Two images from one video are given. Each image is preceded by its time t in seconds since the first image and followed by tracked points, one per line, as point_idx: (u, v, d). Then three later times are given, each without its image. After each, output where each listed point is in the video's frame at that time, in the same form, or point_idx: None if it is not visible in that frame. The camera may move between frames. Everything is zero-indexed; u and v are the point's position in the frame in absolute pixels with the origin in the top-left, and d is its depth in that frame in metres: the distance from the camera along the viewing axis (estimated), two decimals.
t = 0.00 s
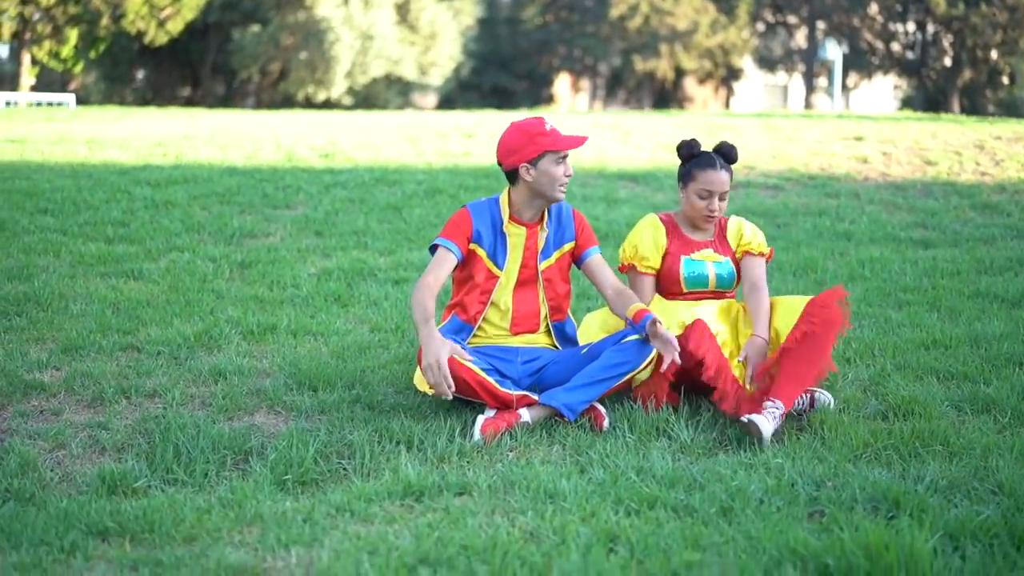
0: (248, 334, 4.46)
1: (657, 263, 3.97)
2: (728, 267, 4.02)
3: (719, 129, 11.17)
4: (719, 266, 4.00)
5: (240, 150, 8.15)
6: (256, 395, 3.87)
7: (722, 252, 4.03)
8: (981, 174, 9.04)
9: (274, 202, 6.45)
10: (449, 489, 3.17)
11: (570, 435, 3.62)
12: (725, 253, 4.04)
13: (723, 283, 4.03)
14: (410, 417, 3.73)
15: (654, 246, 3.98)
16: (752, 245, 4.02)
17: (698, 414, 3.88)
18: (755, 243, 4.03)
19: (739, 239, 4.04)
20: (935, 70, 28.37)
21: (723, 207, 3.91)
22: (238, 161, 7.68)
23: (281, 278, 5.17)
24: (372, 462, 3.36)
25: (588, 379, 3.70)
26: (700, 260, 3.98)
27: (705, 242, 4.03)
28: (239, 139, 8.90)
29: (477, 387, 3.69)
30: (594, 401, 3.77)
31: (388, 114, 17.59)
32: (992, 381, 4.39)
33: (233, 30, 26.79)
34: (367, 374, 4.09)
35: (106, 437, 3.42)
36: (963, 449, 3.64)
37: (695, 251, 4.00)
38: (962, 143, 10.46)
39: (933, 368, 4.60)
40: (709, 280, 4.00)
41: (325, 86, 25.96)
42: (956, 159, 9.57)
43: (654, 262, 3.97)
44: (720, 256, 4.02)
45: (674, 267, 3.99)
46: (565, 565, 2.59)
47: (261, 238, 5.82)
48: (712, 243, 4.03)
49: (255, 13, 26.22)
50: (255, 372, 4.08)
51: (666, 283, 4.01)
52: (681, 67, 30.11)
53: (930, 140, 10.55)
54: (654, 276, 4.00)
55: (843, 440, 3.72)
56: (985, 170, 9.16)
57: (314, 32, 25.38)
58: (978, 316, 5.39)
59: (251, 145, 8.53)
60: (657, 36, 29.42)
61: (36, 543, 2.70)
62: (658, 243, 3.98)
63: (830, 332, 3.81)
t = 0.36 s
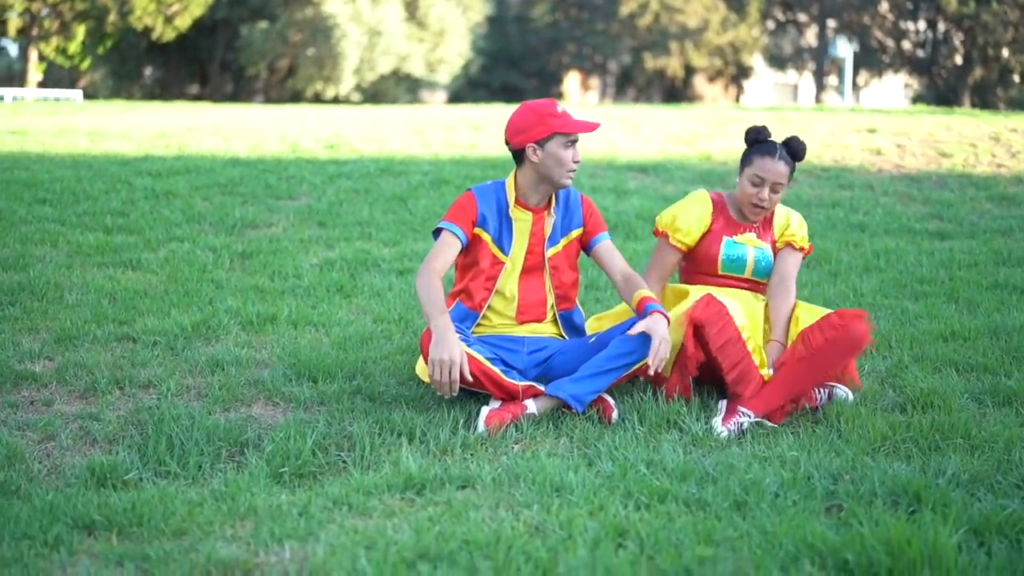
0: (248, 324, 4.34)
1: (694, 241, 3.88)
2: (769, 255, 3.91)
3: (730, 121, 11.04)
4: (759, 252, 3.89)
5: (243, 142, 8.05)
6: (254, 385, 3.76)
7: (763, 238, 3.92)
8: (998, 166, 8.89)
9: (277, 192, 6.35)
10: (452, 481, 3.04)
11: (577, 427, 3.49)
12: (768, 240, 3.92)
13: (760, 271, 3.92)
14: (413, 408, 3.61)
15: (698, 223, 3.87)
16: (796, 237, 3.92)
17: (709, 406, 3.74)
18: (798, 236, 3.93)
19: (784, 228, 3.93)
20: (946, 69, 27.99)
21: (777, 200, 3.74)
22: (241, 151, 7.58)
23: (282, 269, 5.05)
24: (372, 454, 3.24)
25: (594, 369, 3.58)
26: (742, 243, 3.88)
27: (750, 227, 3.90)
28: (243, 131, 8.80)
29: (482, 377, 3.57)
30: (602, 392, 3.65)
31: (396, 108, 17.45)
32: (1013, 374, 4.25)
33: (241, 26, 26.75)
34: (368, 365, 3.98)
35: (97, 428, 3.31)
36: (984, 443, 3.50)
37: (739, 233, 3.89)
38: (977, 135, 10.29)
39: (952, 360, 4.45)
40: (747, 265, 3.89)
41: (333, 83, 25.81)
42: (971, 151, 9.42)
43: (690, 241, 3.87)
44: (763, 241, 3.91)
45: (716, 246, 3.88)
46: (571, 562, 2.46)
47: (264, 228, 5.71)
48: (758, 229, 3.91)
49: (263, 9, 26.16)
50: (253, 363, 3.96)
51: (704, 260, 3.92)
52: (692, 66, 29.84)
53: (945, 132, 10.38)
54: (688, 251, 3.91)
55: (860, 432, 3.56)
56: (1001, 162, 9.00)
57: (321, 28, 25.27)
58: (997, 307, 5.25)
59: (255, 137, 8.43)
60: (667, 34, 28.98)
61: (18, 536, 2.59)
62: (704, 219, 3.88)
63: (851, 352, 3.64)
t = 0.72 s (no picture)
0: (248, 320, 4.21)
1: (723, 236, 3.81)
2: (811, 240, 3.64)
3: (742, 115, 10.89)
4: (794, 238, 3.65)
5: (247, 136, 7.93)
6: (255, 383, 3.62)
7: (807, 223, 3.66)
8: (1017, 161, 8.71)
9: (281, 186, 6.23)
10: (459, 484, 2.90)
11: (589, 427, 3.36)
12: (812, 226, 3.66)
13: (799, 260, 3.66)
14: (418, 407, 3.47)
15: (721, 216, 3.81)
16: (849, 223, 3.63)
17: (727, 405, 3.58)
18: (854, 221, 3.64)
19: (835, 214, 3.66)
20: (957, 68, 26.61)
21: (784, 152, 3.58)
22: (246, 146, 7.45)
23: (285, 264, 4.92)
24: (376, 455, 3.10)
25: (607, 367, 3.45)
26: (775, 231, 3.67)
27: (786, 211, 3.71)
28: (247, 125, 8.68)
29: (491, 375, 3.43)
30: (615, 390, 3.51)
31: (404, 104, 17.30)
32: None
33: (248, 24, 26.66)
34: (372, 362, 3.84)
35: (89, 428, 3.18)
36: (1015, 443, 3.33)
37: (772, 220, 3.70)
38: (995, 130, 10.11)
39: (977, 357, 4.30)
40: (783, 254, 3.67)
41: (340, 81, 25.69)
42: (989, 145, 9.24)
43: (718, 235, 3.81)
44: (802, 227, 3.66)
45: (748, 237, 3.73)
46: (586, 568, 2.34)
47: (267, 223, 5.58)
48: (795, 213, 3.69)
49: (270, 7, 26.05)
50: (254, 360, 3.83)
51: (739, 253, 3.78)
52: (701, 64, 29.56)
53: (961, 127, 10.20)
54: (724, 247, 3.84)
55: (884, 430, 3.40)
56: (1020, 157, 8.82)
57: (329, 25, 25.14)
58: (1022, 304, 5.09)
59: (260, 131, 8.31)
60: (676, 33, 28.79)
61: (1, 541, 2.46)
62: (727, 209, 3.80)
63: (884, 390, 3.52)
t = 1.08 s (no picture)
0: (237, 321, 4.08)
1: (703, 234, 3.63)
2: (797, 250, 3.48)
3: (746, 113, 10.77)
4: (780, 248, 3.48)
5: (242, 133, 7.81)
6: (242, 386, 3.49)
7: (793, 233, 3.50)
8: None
9: (275, 183, 6.11)
10: (451, 491, 2.77)
11: (587, 432, 3.22)
12: (799, 235, 3.50)
13: (783, 269, 3.51)
14: (409, 410, 3.34)
15: (708, 214, 3.62)
16: (838, 241, 3.49)
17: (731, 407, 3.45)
18: (845, 239, 3.49)
19: (828, 222, 3.50)
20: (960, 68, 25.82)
21: (769, 154, 3.40)
22: (240, 143, 7.33)
23: (276, 262, 4.79)
24: (365, 460, 2.97)
25: (605, 372, 3.32)
26: (758, 240, 3.50)
27: (773, 218, 3.54)
28: (242, 123, 8.55)
29: (482, 385, 3.29)
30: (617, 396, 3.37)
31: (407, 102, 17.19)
32: None
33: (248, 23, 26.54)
34: (363, 363, 3.71)
35: (67, 432, 3.06)
36: None
37: (755, 228, 3.53)
38: (1004, 127, 9.96)
39: (991, 358, 4.16)
40: (766, 262, 3.51)
41: (341, 80, 25.57)
42: (998, 142, 9.09)
43: (700, 234, 3.62)
44: (788, 238, 3.49)
45: (730, 243, 3.56)
46: None
47: (259, 221, 5.46)
48: (782, 221, 3.52)
49: (270, 6, 25.92)
50: (241, 362, 3.70)
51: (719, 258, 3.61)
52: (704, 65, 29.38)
53: (969, 124, 10.05)
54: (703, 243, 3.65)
55: (896, 433, 3.25)
56: None
57: (329, 24, 25.00)
58: None
59: (256, 129, 8.19)
60: (678, 33, 28.81)
61: None
62: (713, 211, 3.62)
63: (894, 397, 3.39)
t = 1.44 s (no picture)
0: (212, 322, 3.96)
1: (689, 236, 3.47)
2: (780, 252, 3.33)
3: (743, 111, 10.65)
4: (762, 251, 3.33)
5: (228, 132, 7.68)
6: (213, 390, 3.37)
7: (775, 234, 3.34)
8: None
9: (259, 181, 6.00)
10: (425, 500, 2.65)
11: (572, 436, 3.11)
12: (781, 237, 3.35)
13: (767, 271, 3.36)
14: (386, 415, 3.21)
15: (695, 216, 3.46)
16: (825, 243, 3.32)
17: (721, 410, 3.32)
18: (831, 240, 3.32)
19: (814, 220, 3.33)
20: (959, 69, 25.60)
21: (740, 154, 3.27)
22: (225, 141, 7.21)
23: (257, 262, 4.67)
24: (337, 468, 2.85)
25: (592, 375, 3.20)
26: (739, 243, 3.36)
27: (755, 218, 3.38)
28: (229, 121, 8.41)
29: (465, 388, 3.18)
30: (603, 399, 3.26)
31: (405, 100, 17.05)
32: None
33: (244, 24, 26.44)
34: (340, 366, 3.58)
35: (28, 438, 2.94)
36: None
37: (736, 230, 3.38)
38: (1004, 125, 9.83)
39: (989, 361, 4.03)
40: (749, 265, 3.36)
41: (336, 81, 25.48)
42: (998, 140, 8.96)
43: (685, 236, 3.47)
44: (771, 239, 3.34)
45: (712, 247, 3.41)
46: None
47: (242, 220, 5.34)
48: (763, 222, 3.37)
49: (266, 6, 25.83)
50: (214, 365, 3.58)
51: (703, 261, 3.46)
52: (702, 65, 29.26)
53: (969, 122, 9.92)
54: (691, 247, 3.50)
55: (892, 440, 3.13)
56: None
57: (325, 25, 24.91)
58: None
59: (243, 127, 8.07)
60: (676, 34, 28.76)
61: None
62: (697, 210, 3.46)
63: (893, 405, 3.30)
